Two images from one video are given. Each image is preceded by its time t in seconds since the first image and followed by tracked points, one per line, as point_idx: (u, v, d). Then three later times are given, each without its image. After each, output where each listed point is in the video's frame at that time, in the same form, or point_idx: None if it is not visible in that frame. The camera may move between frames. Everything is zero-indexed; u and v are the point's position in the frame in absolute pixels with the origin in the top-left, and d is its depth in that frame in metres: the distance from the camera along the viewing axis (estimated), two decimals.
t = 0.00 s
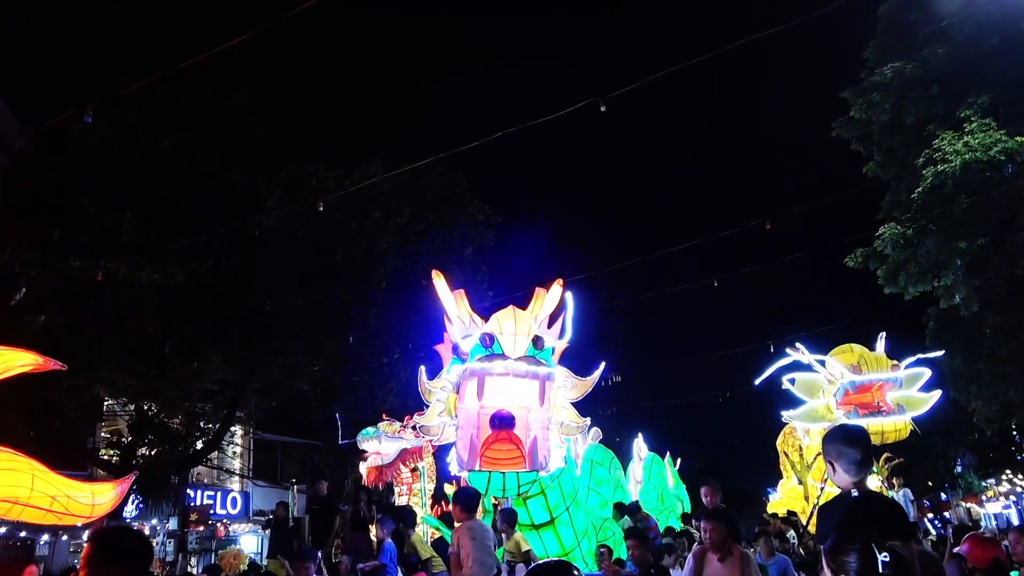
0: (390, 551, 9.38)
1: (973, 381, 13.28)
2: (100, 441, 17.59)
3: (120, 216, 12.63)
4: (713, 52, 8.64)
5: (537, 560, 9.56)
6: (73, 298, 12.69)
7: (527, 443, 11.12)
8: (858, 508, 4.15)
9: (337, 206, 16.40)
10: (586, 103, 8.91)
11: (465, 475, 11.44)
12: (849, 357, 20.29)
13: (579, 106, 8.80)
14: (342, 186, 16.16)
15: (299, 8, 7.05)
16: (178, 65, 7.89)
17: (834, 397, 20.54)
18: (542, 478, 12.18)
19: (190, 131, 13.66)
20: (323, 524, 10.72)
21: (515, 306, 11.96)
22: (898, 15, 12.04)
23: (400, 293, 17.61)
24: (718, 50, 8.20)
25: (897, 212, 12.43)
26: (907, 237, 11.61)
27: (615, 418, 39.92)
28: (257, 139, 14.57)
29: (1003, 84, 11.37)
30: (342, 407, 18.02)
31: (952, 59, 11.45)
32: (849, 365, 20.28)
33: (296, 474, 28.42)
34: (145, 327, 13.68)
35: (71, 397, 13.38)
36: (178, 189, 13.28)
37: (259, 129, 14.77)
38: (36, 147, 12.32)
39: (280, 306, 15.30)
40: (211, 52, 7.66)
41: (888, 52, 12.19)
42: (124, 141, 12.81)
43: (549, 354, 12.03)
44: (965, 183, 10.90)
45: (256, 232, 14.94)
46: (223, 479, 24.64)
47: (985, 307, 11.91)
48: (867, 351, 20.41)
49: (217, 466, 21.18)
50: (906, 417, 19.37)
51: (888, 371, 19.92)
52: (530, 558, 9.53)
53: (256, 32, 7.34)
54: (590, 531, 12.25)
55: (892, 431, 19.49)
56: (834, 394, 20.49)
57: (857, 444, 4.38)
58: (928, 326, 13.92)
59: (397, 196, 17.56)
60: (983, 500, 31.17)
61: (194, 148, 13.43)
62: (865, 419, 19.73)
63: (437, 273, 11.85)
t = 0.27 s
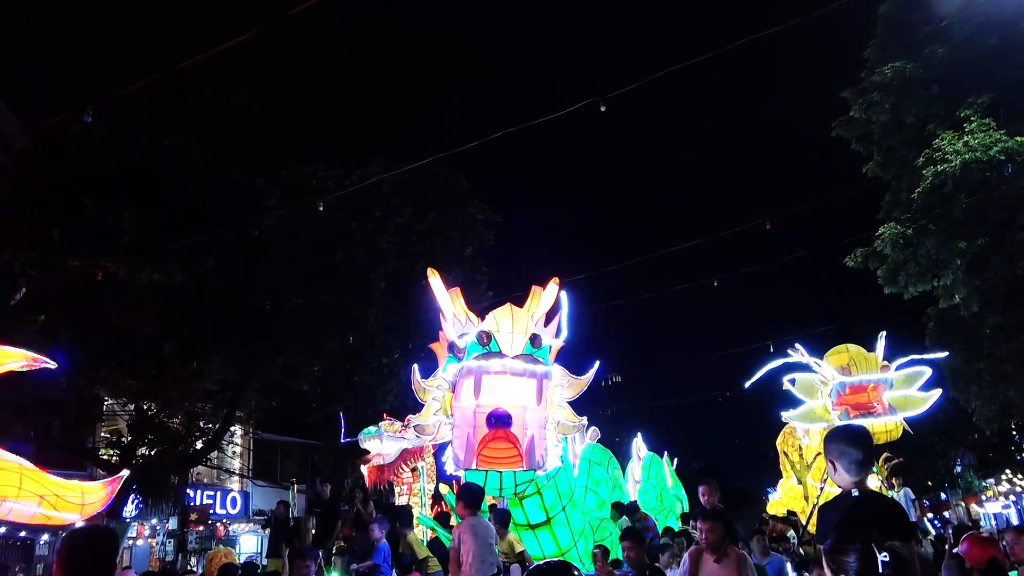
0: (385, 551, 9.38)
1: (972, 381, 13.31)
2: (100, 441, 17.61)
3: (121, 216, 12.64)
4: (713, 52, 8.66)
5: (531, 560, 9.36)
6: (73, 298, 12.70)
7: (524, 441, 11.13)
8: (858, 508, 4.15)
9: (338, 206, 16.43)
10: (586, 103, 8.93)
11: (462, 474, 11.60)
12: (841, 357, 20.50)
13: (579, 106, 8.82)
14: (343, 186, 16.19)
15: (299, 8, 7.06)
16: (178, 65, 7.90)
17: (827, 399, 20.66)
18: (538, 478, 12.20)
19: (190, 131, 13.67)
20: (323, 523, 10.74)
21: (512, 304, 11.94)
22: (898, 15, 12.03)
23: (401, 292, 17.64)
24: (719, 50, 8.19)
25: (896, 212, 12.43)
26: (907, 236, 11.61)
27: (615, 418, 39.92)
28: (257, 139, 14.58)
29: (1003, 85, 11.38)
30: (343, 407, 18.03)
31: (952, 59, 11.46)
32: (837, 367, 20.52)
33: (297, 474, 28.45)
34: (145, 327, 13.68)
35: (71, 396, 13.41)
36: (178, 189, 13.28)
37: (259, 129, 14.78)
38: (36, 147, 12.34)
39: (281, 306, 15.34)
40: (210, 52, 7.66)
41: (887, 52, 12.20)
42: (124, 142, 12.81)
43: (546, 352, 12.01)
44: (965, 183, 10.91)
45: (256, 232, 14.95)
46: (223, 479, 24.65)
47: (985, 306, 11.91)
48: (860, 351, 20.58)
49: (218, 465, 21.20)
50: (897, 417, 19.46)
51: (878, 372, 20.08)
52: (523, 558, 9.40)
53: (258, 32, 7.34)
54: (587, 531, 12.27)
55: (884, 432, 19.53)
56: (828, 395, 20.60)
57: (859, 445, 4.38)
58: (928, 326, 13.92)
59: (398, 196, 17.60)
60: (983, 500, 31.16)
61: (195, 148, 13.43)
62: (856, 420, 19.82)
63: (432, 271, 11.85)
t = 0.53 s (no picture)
0: (374, 551, 9.42)
1: (966, 383, 13.36)
2: (93, 439, 17.54)
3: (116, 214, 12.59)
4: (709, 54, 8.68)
5: (522, 562, 9.34)
6: (67, 297, 12.64)
7: (515, 441, 11.16)
8: (852, 508, 4.16)
9: (334, 206, 16.41)
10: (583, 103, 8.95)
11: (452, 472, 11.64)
12: (829, 359, 20.55)
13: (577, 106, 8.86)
14: (339, 185, 16.17)
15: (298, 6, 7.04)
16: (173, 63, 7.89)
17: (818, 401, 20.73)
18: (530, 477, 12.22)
19: (186, 129, 13.64)
20: (317, 522, 10.71)
21: (506, 302, 11.91)
22: (894, 17, 12.07)
23: (396, 292, 17.63)
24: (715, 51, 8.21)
25: (891, 214, 12.44)
26: (901, 238, 11.67)
27: (609, 418, 39.95)
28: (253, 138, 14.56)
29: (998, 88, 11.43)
30: (337, 407, 18.00)
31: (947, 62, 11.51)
32: (823, 370, 20.60)
33: (291, 474, 28.41)
34: (140, 326, 13.63)
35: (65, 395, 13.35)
36: (174, 187, 13.25)
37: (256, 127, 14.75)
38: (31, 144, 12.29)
39: (276, 305, 15.31)
40: (207, 50, 7.63)
41: (883, 54, 12.24)
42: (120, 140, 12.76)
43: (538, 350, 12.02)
44: (959, 186, 10.98)
45: (252, 230, 14.92)
46: (216, 478, 24.60)
47: (979, 308, 11.96)
48: (849, 353, 20.59)
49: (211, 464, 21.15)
50: (882, 420, 19.41)
51: (862, 375, 20.08)
52: (513, 559, 9.36)
53: (256, 30, 7.33)
54: (578, 531, 12.28)
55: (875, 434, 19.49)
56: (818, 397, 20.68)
57: (856, 446, 4.39)
58: (923, 327, 13.96)
59: (394, 195, 17.59)
60: (976, 501, 31.25)
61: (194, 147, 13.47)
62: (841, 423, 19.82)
63: (425, 268, 11.85)
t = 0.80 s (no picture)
0: (362, 551, 9.39)
1: (957, 383, 13.44)
2: (84, 439, 17.46)
3: (108, 212, 12.54)
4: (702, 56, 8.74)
5: (513, 563, 9.30)
6: (59, 295, 12.59)
7: (499, 441, 11.11)
8: (844, 507, 4.22)
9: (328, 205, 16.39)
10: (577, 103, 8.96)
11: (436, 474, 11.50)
12: (823, 359, 20.65)
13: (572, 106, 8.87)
14: (332, 185, 16.16)
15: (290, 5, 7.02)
16: (169, 61, 7.88)
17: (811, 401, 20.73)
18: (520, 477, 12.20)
19: (179, 128, 13.60)
20: (308, 522, 10.69)
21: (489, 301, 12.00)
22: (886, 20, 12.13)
23: (389, 291, 17.62)
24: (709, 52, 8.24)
25: (883, 215, 12.52)
26: (893, 240, 11.74)
27: (601, 417, 40.00)
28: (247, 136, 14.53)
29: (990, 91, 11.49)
30: (330, 406, 17.97)
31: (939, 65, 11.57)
32: (818, 369, 20.66)
33: (283, 473, 28.36)
34: (132, 325, 13.57)
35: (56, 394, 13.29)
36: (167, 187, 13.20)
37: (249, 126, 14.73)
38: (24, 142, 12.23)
39: (269, 304, 15.27)
40: (200, 49, 7.60)
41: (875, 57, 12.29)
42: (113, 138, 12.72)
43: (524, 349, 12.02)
44: (950, 188, 10.99)
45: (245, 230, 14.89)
46: (208, 477, 24.55)
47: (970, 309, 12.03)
48: (842, 353, 20.71)
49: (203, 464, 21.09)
50: (876, 419, 19.67)
51: (857, 374, 20.22)
52: (504, 559, 9.34)
53: (253, 29, 7.33)
54: (568, 531, 12.30)
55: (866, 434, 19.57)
56: (811, 397, 20.70)
57: (849, 447, 4.41)
58: (914, 328, 14.05)
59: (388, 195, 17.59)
60: (966, 501, 31.44)
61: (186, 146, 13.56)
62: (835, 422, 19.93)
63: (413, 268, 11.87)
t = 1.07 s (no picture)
0: (343, 551, 9.31)
1: (940, 386, 13.56)
2: (68, 436, 17.33)
3: (94, 209, 12.45)
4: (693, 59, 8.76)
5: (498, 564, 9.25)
6: (43, 292, 12.49)
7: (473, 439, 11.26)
8: (830, 508, 4.24)
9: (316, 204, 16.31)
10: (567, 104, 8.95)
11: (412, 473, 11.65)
12: (817, 361, 20.70)
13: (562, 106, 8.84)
14: (321, 183, 16.09)
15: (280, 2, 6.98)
16: (159, 57, 7.81)
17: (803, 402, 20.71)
18: (503, 476, 12.22)
19: (167, 124, 13.51)
20: (293, 521, 10.64)
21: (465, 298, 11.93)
22: (875, 24, 12.17)
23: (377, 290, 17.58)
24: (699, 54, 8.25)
25: (870, 219, 12.61)
26: (880, 244, 11.76)
27: (587, 418, 40.06)
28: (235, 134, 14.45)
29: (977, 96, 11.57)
30: (317, 405, 17.92)
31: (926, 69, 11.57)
32: (816, 372, 20.56)
33: (269, 472, 28.26)
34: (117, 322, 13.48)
35: (40, 391, 13.18)
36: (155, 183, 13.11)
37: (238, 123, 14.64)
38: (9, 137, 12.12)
39: (256, 302, 15.21)
40: (189, 45, 7.54)
41: (864, 61, 12.34)
42: (99, 134, 12.62)
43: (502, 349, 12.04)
44: (936, 193, 11.09)
45: (233, 227, 14.81)
46: (193, 476, 24.43)
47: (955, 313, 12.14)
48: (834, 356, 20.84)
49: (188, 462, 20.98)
50: (872, 422, 19.70)
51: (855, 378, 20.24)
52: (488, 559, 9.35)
53: (243, 25, 7.28)
54: (552, 531, 12.33)
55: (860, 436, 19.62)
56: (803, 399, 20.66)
57: (834, 449, 4.43)
58: (900, 331, 14.18)
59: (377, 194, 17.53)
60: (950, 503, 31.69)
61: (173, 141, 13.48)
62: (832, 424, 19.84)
63: (395, 265, 11.83)
